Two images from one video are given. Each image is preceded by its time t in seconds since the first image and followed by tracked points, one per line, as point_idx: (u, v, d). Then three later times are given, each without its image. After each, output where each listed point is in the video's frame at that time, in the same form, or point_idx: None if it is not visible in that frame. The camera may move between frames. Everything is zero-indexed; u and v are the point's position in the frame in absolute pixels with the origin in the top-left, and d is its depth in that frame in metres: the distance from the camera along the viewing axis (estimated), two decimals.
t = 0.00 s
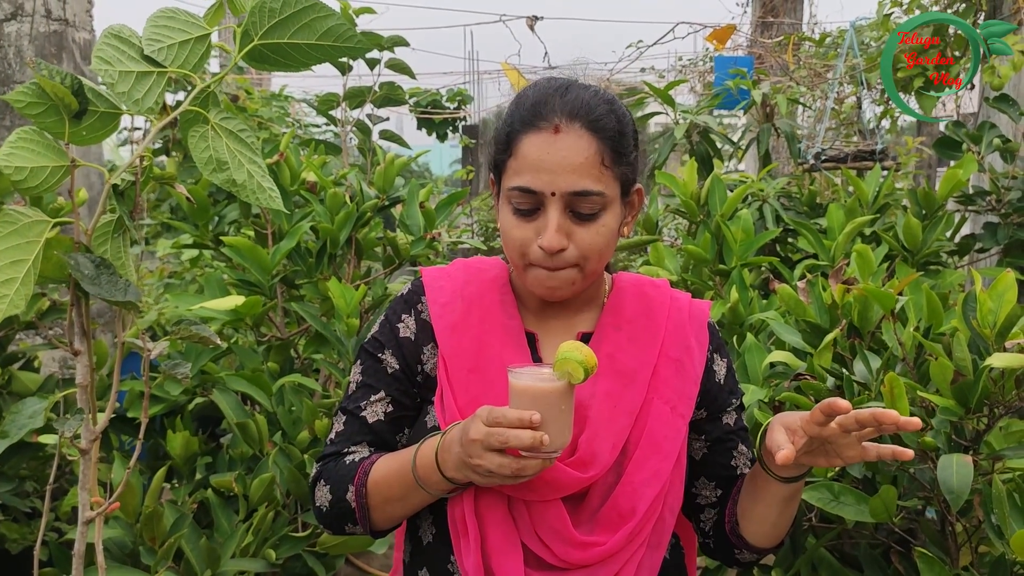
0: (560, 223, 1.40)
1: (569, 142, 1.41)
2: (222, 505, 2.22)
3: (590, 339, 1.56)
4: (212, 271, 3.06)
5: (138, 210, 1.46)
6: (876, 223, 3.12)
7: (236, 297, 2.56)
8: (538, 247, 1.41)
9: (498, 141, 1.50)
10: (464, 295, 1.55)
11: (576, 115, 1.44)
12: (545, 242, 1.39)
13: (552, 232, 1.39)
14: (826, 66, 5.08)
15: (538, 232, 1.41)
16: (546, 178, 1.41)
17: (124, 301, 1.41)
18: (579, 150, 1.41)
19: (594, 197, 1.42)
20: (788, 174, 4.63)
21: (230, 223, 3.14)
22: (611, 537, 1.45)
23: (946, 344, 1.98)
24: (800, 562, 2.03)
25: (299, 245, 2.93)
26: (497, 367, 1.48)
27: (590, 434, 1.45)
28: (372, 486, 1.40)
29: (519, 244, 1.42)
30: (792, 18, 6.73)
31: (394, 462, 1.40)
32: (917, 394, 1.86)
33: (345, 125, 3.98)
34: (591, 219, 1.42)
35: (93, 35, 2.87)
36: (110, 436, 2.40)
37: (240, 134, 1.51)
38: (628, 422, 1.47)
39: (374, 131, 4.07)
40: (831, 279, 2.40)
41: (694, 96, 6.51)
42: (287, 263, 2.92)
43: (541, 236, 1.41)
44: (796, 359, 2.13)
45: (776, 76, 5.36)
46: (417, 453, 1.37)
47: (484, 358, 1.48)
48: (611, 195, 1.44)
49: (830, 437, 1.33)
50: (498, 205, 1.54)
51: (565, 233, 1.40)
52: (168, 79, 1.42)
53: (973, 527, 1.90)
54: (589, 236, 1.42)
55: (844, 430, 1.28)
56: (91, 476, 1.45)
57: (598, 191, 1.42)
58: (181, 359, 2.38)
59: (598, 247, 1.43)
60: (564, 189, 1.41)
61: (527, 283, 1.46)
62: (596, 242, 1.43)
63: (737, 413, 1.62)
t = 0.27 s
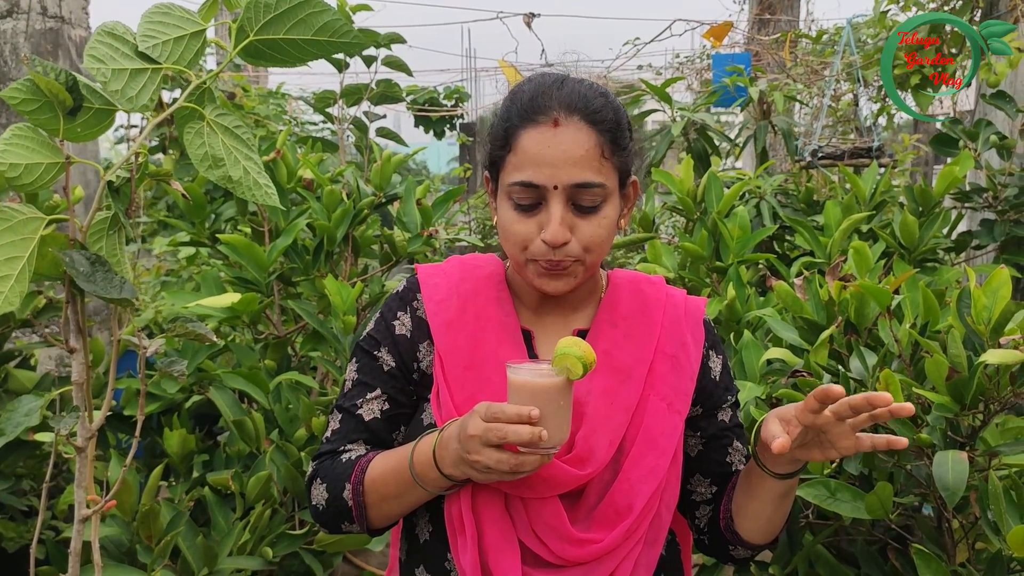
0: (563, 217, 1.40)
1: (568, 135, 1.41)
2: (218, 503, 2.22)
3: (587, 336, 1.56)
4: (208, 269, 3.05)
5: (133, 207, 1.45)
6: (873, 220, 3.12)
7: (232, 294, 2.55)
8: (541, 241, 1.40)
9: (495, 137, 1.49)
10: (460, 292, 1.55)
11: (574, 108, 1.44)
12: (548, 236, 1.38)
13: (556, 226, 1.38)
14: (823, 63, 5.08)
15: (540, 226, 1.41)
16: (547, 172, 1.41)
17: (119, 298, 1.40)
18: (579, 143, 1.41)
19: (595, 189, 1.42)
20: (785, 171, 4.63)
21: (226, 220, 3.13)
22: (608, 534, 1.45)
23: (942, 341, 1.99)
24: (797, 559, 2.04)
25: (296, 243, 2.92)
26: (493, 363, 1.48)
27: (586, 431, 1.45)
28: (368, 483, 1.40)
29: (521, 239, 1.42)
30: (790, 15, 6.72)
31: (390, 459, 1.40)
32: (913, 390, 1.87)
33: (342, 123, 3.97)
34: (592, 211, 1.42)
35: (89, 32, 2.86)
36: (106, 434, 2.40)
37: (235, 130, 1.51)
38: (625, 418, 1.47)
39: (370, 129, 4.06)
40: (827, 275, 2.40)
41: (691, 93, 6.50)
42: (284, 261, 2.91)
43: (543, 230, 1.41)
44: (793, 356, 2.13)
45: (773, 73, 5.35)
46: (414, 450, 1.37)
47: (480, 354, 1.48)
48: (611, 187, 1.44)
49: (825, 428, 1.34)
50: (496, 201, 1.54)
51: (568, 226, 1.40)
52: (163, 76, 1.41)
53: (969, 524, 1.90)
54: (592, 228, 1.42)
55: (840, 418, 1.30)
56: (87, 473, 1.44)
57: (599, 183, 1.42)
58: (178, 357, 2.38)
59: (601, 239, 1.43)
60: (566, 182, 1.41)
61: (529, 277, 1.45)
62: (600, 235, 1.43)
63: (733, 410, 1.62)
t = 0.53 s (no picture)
0: (555, 211, 1.39)
1: (562, 130, 1.40)
2: (215, 501, 2.22)
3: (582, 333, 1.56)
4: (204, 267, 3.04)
5: (129, 204, 1.45)
6: (870, 217, 3.12)
7: (228, 293, 2.55)
8: (532, 236, 1.40)
9: (490, 130, 1.49)
10: (455, 289, 1.55)
11: (569, 103, 1.43)
12: (540, 230, 1.38)
13: (547, 220, 1.38)
14: (819, 60, 5.08)
15: (532, 220, 1.41)
16: (541, 165, 1.40)
17: (115, 295, 1.39)
18: (574, 138, 1.41)
19: (588, 184, 1.41)
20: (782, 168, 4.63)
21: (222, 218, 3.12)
22: (606, 531, 1.44)
23: (940, 337, 1.99)
24: (794, 555, 2.04)
25: (292, 241, 2.91)
26: (489, 359, 1.47)
27: (583, 428, 1.45)
28: (365, 481, 1.40)
29: (513, 232, 1.42)
30: (786, 13, 6.72)
31: (386, 457, 1.39)
32: (910, 387, 1.87)
33: (338, 121, 3.96)
34: (585, 207, 1.42)
35: (84, 29, 2.85)
36: (103, 433, 2.39)
37: (232, 127, 1.50)
38: (621, 416, 1.47)
39: (367, 126, 4.05)
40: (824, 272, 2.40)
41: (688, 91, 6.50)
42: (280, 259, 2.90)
43: (535, 224, 1.40)
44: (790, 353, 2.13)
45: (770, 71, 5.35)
46: (411, 447, 1.36)
47: (476, 351, 1.48)
48: (605, 183, 1.44)
49: (817, 371, 1.39)
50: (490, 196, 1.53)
51: (561, 220, 1.39)
52: (159, 72, 1.41)
53: (967, 519, 1.90)
54: (583, 223, 1.41)
55: (834, 349, 1.37)
56: (83, 471, 1.44)
57: (592, 177, 1.42)
58: (174, 355, 2.37)
59: (592, 235, 1.43)
60: (558, 177, 1.40)
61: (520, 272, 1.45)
62: (591, 230, 1.42)
63: (728, 405, 1.62)
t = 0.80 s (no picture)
0: (553, 211, 1.39)
1: (561, 130, 1.40)
2: (212, 501, 2.21)
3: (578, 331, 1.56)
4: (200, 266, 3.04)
5: (125, 203, 1.44)
6: (867, 215, 3.13)
7: (224, 292, 2.54)
8: (531, 236, 1.39)
9: (487, 132, 1.48)
10: (454, 283, 1.55)
11: (566, 103, 1.43)
12: (539, 231, 1.37)
13: (546, 220, 1.38)
14: (816, 58, 5.08)
15: (531, 221, 1.40)
16: (539, 166, 1.40)
17: (111, 295, 1.39)
18: (572, 138, 1.41)
19: (586, 184, 1.41)
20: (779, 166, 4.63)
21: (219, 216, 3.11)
22: (603, 529, 1.44)
23: (937, 335, 1.99)
24: (791, 553, 2.05)
25: (289, 240, 2.91)
26: (488, 354, 1.47)
27: (581, 427, 1.45)
28: (361, 459, 1.38)
29: (511, 234, 1.41)
30: (783, 11, 6.72)
31: (384, 436, 1.38)
32: (907, 385, 1.87)
33: (334, 119, 3.95)
34: (583, 206, 1.42)
35: (79, 28, 2.83)
36: (99, 433, 2.38)
37: (229, 126, 1.49)
38: (619, 415, 1.47)
39: (363, 124, 4.04)
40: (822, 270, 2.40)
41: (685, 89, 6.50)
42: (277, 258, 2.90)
43: (534, 225, 1.40)
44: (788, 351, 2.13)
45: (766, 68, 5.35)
46: (410, 420, 1.36)
47: (475, 346, 1.47)
48: (602, 183, 1.44)
49: (812, 367, 1.39)
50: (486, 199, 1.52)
51: (559, 221, 1.39)
52: (156, 71, 1.40)
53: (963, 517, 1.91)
54: (582, 223, 1.41)
55: (831, 348, 1.37)
56: (79, 471, 1.43)
57: (590, 178, 1.41)
58: (170, 355, 2.36)
59: (590, 235, 1.42)
60: (556, 177, 1.40)
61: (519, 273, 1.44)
62: (588, 230, 1.42)
63: (723, 403, 1.62)
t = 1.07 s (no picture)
0: (563, 221, 1.39)
1: (569, 139, 1.39)
2: (211, 500, 2.21)
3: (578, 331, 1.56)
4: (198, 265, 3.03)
5: (123, 202, 1.44)
6: (864, 213, 3.13)
7: (223, 291, 2.54)
8: (542, 246, 1.40)
9: (489, 140, 1.46)
10: (455, 281, 1.55)
11: (571, 111, 1.43)
12: (550, 241, 1.38)
13: (558, 230, 1.38)
14: (813, 56, 5.08)
15: (540, 230, 1.40)
16: (548, 177, 1.39)
17: (109, 294, 1.39)
18: (579, 146, 1.40)
19: (594, 192, 1.42)
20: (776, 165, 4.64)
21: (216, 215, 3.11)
22: (606, 528, 1.44)
23: (934, 333, 2.00)
24: (790, 551, 2.05)
25: (287, 238, 2.90)
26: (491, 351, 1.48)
27: (584, 427, 1.45)
28: (372, 443, 1.37)
29: (521, 244, 1.41)
30: (780, 9, 6.72)
31: (393, 421, 1.37)
32: (905, 382, 1.87)
33: (332, 118, 3.95)
34: (591, 214, 1.43)
35: (76, 26, 2.82)
36: (97, 432, 2.38)
37: (227, 126, 1.49)
38: (621, 415, 1.48)
39: (361, 123, 4.04)
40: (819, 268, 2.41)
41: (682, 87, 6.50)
42: (275, 257, 2.89)
43: (544, 234, 1.40)
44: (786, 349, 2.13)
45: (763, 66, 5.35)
46: (420, 398, 1.36)
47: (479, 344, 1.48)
48: (608, 189, 1.45)
49: (812, 366, 1.40)
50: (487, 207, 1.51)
51: (570, 230, 1.40)
52: (154, 70, 1.40)
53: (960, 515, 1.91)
54: (590, 231, 1.43)
55: (831, 348, 1.38)
56: (78, 470, 1.43)
57: (598, 186, 1.42)
58: (168, 354, 2.36)
59: (597, 241, 1.44)
60: (566, 188, 1.39)
61: (528, 279, 1.46)
62: (596, 236, 1.44)
63: (720, 400, 1.63)
